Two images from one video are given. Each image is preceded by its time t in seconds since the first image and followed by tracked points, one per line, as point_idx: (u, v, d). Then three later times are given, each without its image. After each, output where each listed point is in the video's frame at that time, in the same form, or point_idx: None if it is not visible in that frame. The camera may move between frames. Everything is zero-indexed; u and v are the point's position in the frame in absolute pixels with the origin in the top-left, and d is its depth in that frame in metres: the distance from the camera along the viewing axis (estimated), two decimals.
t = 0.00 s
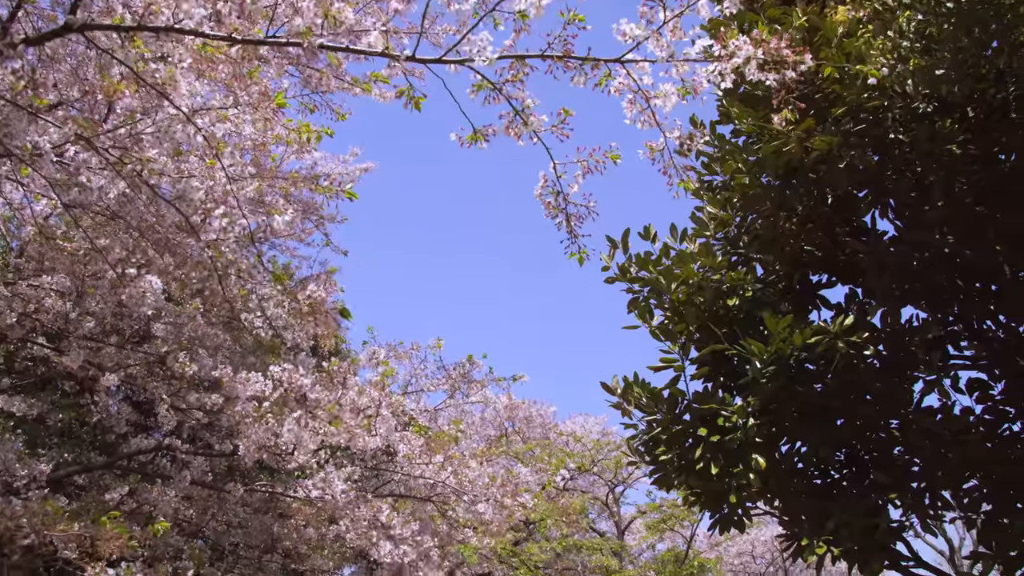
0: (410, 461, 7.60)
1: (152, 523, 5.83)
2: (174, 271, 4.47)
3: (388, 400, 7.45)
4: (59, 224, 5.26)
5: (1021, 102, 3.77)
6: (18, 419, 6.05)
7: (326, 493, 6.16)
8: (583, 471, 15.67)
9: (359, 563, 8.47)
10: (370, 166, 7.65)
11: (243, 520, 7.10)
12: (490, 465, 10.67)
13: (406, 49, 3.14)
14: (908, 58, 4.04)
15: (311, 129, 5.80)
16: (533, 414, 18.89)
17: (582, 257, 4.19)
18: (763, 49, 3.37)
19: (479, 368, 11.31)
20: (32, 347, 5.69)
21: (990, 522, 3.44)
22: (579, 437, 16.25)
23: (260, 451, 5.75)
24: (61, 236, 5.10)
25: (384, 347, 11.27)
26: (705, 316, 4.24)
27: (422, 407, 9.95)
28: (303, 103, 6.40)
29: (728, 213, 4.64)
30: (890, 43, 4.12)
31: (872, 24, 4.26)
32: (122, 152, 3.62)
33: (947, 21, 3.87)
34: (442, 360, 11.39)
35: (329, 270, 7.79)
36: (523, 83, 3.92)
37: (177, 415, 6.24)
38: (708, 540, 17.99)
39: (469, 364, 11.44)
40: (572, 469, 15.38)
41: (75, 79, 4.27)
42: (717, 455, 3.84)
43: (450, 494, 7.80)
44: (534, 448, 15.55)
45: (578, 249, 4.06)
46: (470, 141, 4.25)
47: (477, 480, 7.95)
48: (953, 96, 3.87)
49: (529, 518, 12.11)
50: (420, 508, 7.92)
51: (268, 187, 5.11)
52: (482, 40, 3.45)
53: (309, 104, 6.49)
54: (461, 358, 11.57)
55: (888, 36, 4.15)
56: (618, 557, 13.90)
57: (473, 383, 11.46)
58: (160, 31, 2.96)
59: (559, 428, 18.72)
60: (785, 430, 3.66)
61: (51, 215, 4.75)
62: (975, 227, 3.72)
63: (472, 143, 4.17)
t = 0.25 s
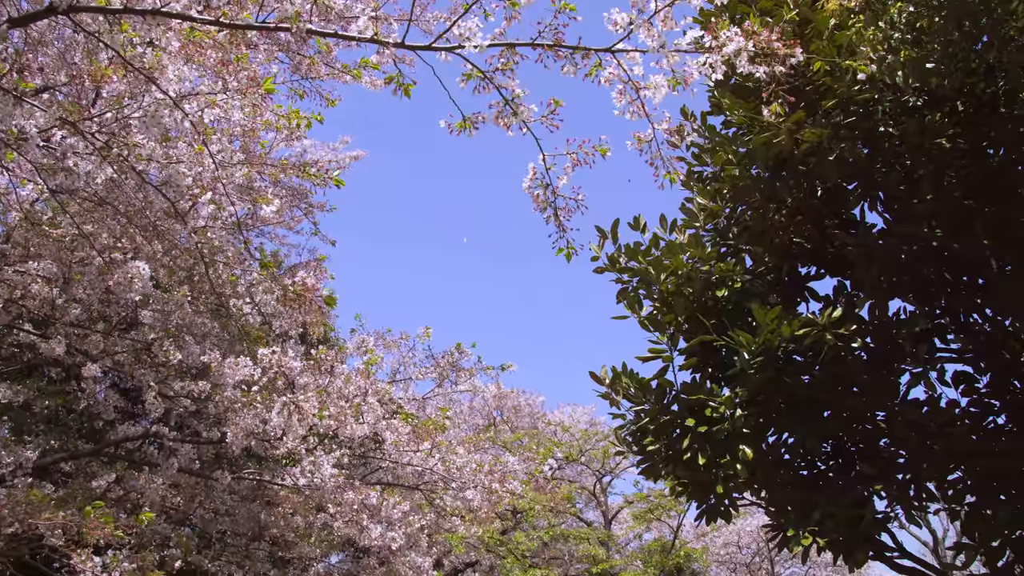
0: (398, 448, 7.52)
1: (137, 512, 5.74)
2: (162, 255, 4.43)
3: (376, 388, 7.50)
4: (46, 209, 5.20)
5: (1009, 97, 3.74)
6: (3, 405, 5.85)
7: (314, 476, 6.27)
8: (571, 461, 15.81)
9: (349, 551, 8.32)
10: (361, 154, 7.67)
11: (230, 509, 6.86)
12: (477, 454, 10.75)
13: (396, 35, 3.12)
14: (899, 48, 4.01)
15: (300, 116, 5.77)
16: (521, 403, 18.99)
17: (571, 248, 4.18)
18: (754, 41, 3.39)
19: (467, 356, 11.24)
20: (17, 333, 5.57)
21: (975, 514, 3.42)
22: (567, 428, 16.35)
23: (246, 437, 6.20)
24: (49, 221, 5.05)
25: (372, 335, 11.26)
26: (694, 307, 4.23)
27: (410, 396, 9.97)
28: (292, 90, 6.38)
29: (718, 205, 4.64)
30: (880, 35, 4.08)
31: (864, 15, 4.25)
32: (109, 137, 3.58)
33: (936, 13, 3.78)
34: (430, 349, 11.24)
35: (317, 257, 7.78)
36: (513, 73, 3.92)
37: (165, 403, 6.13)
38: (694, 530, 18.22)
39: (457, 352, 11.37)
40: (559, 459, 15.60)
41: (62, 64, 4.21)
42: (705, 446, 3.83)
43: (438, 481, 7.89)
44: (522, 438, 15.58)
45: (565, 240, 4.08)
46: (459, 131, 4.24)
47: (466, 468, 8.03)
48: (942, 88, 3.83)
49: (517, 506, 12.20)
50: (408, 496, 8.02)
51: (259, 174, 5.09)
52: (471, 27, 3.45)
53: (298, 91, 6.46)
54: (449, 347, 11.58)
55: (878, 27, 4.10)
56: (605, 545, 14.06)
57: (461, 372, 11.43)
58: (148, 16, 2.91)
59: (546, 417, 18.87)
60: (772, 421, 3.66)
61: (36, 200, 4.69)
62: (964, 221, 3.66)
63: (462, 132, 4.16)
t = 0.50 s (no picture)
0: (386, 437, 7.80)
1: (124, 500, 5.75)
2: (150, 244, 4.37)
3: (365, 377, 7.51)
4: (32, 195, 5.14)
5: (998, 91, 3.78)
6: None
7: (303, 460, 6.42)
8: (560, 452, 15.93)
9: (336, 541, 8.51)
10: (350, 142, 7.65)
11: (218, 498, 6.99)
12: (465, 443, 10.82)
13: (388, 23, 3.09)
14: (890, 41, 3.97)
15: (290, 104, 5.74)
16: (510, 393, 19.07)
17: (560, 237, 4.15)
18: (747, 31, 3.39)
19: (455, 345, 11.34)
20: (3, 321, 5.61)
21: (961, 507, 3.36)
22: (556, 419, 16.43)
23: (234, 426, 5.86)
24: (35, 207, 5.00)
25: (361, 324, 11.30)
26: (683, 299, 4.23)
27: (399, 385, 9.98)
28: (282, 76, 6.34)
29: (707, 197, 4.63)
30: (872, 27, 4.04)
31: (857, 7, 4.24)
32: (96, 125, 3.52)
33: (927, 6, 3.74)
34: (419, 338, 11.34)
35: (305, 244, 7.74)
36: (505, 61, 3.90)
37: (153, 391, 6.15)
38: (682, 521, 18.38)
39: (446, 342, 11.45)
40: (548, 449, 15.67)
41: (48, 49, 4.14)
42: (693, 437, 3.84)
43: (427, 471, 7.87)
44: (511, 428, 15.65)
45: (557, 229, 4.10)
46: (449, 119, 4.22)
47: (455, 457, 8.07)
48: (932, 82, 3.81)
49: (505, 497, 12.26)
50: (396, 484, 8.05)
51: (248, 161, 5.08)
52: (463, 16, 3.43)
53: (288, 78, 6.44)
54: (438, 337, 11.59)
55: (870, 19, 4.06)
56: (592, 536, 14.21)
57: (450, 361, 11.51)
58: (137, 2, 2.88)
59: (535, 407, 18.96)
60: (760, 413, 3.66)
61: (23, 186, 4.65)
62: (951, 216, 3.70)
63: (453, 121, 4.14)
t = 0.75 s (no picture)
0: (375, 428, 7.67)
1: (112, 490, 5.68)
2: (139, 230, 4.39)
3: (354, 366, 7.53)
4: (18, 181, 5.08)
5: (988, 87, 3.72)
6: None
7: (290, 450, 6.42)
8: (548, 443, 16.03)
9: (324, 529, 8.34)
10: (339, 131, 7.64)
11: (205, 488, 6.92)
12: (453, 433, 10.87)
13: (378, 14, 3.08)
14: (882, 35, 3.95)
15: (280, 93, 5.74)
16: (498, 383, 19.12)
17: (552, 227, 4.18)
18: (741, 23, 3.40)
19: (444, 336, 11.39)
20: None
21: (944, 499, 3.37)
22: (544, 410, 16.48)
23: (222, 415, 6.00)
24: (21, 193, 4.94)
25: (350, 313, 11.31)
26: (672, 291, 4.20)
27: (388, 375, 10.00)
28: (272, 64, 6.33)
29: (697, 188, 4.63)
30: (862, 22, 4.00)
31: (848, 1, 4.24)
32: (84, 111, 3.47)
33: None
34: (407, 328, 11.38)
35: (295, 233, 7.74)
36: (498, 51, 3.89)
37: (140, 380, 6.11)
38: (669, 511, 18.52)
39: (434, 332, 11.50)
40: (536, 440, 15.71)
41: (35, 33, 4.07)
42: (681, 428, 3.80)
43: (415, 461, 7.96)
44: (499, 419, 15.70)
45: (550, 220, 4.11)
46: (443, 108, 4.23)
47: (443, 447, 8.09)
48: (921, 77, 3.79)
49: (493, 487, 12.31)
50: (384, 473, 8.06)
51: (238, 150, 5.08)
52: (455, 6, 3.42)
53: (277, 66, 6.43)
54: (427, 327, 11.62)
55: (860, 14, 4.01)
56: (580, 526, 14.34)
57: (439, 351, 11.54)
58: None
59: (523, 398, 19.02)
60: (747, 405, 3.66)
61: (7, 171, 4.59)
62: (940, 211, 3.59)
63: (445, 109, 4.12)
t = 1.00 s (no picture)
0: (361, 418, 7.82)
1: (98, 478, 5.72)
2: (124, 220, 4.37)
3: (341, 356, 7.53)
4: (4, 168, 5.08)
5: (977, 83, 3.75)
6: None
7: (276, 442, 6.46)
8: (536, 434, 16.07)
9: (311, 519, 8.48)
10: (329, 119, 7.63)
11: (193, 475, 6.97)
12: (441, 423, 10.89)
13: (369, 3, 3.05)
14: (872, 30, 3.87)
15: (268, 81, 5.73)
16: (487, 373, 19.16)
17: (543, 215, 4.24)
18: (734, 16, 3.42)
19: (432, 325, 11.40)
20: None
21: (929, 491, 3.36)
22: (533, 400, 16.49)
23: (210, 404, 5.92)
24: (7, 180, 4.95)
25: (339, 303, 11.31)
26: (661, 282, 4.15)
27: (377, 365, 9.98)
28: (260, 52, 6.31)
29: (688, 179, 4.62)
30: (854, 16, 3.91)
31: None
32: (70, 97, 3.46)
33: None
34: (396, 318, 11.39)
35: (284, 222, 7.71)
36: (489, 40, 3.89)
37: (128, 367, 6.16)
38: (657, 503, 18.58)
39: (423, 322, 11.52)
40: (524, 431, 15.70)
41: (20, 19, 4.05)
42: (669, 419, 3.78)
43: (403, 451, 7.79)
44: (487, 409, 15.73)
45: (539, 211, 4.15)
46: (434, 97, 4.23)
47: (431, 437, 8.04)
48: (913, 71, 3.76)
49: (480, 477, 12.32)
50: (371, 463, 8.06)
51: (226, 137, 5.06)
52: None
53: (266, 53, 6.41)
54: (415, 317, 11.64)
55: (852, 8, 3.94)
56: (567, 517, 14.40)
57: (427, 342, 11.56)
58: None
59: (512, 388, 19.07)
60: (735, 398, 3.62)
61: None
62: (929, 205, 3.60)
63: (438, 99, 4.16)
